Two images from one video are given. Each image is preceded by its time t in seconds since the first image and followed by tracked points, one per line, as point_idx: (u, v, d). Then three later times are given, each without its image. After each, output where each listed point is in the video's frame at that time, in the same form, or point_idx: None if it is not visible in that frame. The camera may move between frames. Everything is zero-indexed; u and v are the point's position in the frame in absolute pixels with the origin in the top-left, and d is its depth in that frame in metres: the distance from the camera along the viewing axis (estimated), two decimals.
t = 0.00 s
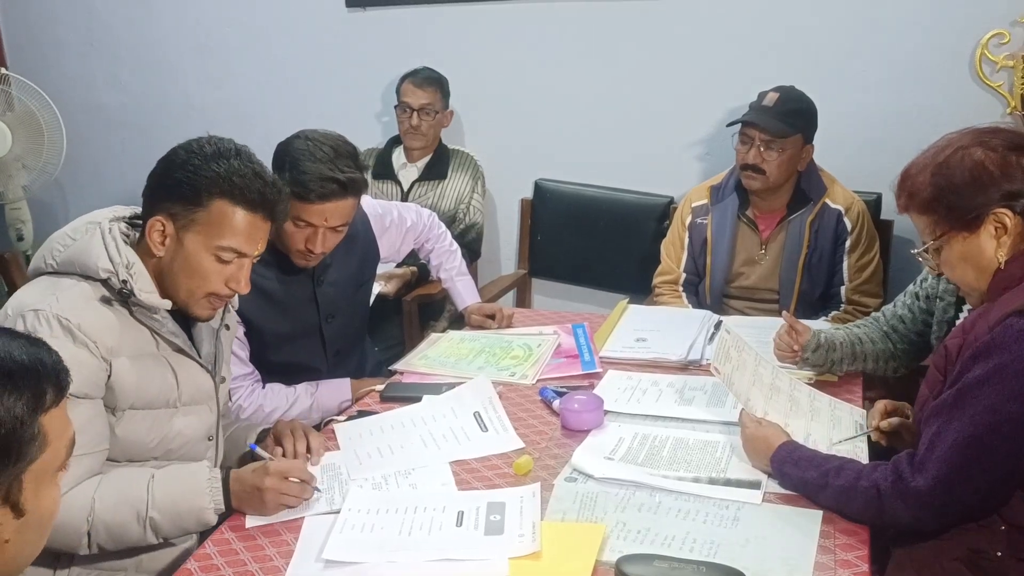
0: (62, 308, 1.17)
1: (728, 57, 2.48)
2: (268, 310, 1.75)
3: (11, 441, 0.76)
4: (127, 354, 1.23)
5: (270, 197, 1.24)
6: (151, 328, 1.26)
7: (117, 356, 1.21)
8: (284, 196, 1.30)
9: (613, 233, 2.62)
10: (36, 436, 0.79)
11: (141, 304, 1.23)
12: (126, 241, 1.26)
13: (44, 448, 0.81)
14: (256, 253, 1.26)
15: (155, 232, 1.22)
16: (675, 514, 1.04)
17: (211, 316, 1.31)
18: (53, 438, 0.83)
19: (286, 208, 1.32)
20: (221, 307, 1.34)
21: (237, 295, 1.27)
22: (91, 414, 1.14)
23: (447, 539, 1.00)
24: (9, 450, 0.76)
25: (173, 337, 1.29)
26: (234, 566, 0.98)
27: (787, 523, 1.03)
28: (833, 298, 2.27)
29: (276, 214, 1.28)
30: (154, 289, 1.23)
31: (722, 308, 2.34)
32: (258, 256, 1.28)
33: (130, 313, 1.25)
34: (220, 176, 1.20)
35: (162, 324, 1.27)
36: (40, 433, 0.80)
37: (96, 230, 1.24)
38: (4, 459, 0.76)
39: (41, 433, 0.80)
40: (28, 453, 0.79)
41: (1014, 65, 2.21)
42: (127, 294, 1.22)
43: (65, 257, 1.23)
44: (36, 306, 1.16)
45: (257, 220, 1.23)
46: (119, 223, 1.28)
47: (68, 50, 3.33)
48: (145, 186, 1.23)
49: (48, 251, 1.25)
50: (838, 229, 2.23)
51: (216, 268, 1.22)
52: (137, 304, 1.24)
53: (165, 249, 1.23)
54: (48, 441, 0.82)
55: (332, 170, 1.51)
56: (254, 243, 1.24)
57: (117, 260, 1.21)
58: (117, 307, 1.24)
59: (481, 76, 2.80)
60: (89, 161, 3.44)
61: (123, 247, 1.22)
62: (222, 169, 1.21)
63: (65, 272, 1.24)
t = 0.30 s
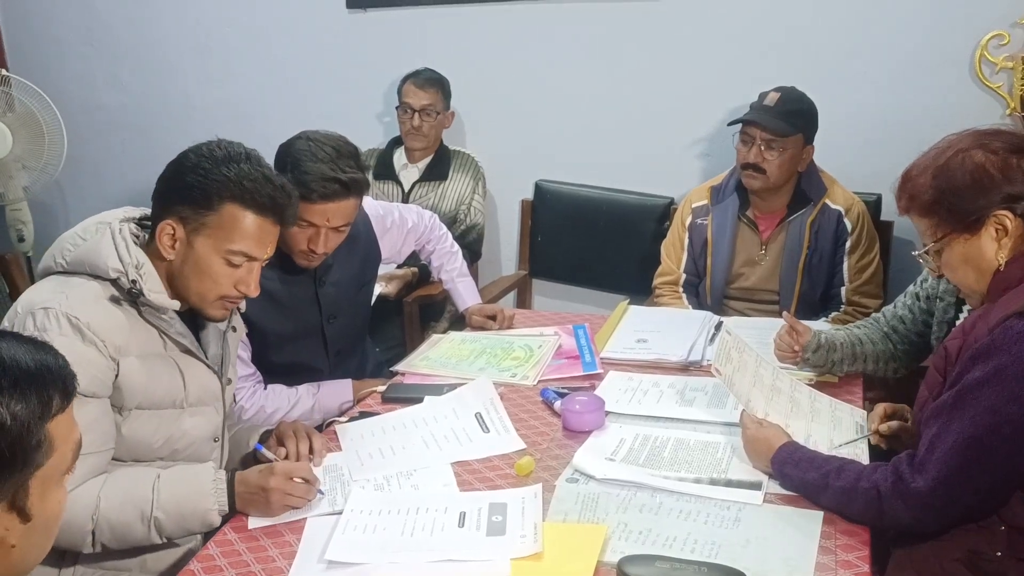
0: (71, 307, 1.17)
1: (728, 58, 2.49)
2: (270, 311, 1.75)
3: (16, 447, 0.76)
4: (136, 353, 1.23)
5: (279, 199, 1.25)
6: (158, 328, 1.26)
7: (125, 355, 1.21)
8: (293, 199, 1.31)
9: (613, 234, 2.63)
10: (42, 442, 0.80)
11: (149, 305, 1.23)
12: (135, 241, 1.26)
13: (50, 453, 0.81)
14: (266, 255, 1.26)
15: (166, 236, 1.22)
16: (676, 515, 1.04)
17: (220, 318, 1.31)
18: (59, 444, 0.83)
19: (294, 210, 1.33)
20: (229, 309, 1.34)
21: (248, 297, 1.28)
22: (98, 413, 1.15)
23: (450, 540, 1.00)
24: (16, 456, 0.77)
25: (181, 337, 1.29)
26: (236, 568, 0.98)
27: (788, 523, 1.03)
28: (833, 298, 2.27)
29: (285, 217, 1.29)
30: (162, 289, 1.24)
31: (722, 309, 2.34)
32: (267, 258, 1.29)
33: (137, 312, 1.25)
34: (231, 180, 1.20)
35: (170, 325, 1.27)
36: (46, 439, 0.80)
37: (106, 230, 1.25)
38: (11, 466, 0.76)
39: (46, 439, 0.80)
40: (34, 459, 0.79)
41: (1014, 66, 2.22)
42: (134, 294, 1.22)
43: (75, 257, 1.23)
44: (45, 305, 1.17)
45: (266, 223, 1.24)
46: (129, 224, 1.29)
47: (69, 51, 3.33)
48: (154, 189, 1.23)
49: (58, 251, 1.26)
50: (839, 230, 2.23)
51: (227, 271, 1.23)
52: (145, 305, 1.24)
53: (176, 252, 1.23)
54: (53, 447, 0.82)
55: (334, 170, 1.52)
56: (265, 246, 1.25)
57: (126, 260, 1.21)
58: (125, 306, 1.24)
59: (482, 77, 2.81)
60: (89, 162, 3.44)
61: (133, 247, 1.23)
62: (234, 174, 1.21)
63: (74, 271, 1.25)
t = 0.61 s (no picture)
0: (69, 307, 1.18)
1: (728, 57, 2.49)
2: (270, 310, 1.75)
3: (19, 451, 0.76)
4: (134, 353, 1.23)
5: (279, 196, 1.25)
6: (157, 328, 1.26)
7: (123, 355, 1.21)
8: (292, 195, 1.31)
9: (613, 233, 2.63)
10: (44, 446, 0.80)
11: (147, 304, 1.23)
12: (133, 241, 1.26)
13: (52, 456, 0.81)
14: (268, 252, 1.27)
15: (168, 237, 1.21)
16: (676, 515, 1.05)
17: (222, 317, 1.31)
18: (62, 447, 0.83)
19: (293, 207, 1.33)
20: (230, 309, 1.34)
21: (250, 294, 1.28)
22: (97, 413, 1.15)
23: (450, 539, 1.00)
24: (19, 460, 0.77)
25: (179, 337, 1.29)
26: (236, 567, 0.98)
27: (788, 523, 1.03)
28: (833, 298, 2.27)
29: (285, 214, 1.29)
30: (160, 289, 1.24)
31: (722, 308, 2.34)
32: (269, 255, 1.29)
33: (136, 311, 1.25)
34: (232, 179, 1.20)
35: (168, 324, 1.27)
36: (48, 442, 0.80)
37: (103, 230, 1.24)
38: (13, 469, 0.76)
39: (48, 442, 0.80)
40: (37, 462, 0.79)
41: (1013, 66, 2.22)
42: (133, 294, 1.22)
43: (73, 257, 1.23)
44: (43, 305, 1.17)
45: (267, 220, 1.24)
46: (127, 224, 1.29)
47: (69, 51, 3.33)
48: (152, 189, 1.23)
49: (56, 251, 1.26)
50: (838, 229, 2.23)
51: (230, 269, 1.23)
52: (143, 304, 1.24)
53: (177, 253, 1.23)
54: (56, 450, 0.82)
55: (333, 170, 1.52)
56: (267, 242, 1.25)
57: (124, 260, 1.21)
58: (123, 306, 1.24)
59: (482, 76, 2.81)
60: (88, 161, 3.44)
61: (130, 247, 1.23)
62: (235, 173, 1.21)
63: (72, 271, 1.25)
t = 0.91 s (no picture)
0: (66, 305, 1.17)
1: (727, 56, 2.48)
2: (269, 310, 1.75)
3: (18, 449, 0.76)
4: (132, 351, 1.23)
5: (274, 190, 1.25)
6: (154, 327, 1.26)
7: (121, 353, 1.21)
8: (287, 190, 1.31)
9: (613, 233, 2.63)
10: (43, 444, 0.79)
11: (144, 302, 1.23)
12: (129, 240, 1.26)
13: (51, 455, 0.81)
14: (264, 246, 1.27)
15: (164, 233, 1.21)
16: (676, 514, 1.04)
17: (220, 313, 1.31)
18: (61, 445, 0.83)
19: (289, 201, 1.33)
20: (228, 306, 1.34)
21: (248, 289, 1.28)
22: (96, 411, 1.15)
23: (449, 539, 1.00)
24: (18, 458, 0.77)
25: (177, 335, 1.29)
26: (236, 567, 0.98)
27: (788, 521, 1.03)
28: (833, 297, 2.27)
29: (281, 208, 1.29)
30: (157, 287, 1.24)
31: (722, 308, 2.34)
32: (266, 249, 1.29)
33: (133, 310, 1.25)
34: (227, 173, 1.20)
35: (165, 322, 1.28)
36: (47, 441, 0.80)
37: (99, 229, 1.24)
38: (12, 467, 0.76)
39: (47, 441, 0.80)
40: (36, 461, 0.79)
41: (1013, 64, 2.22)
42: (130, 292, 1.22)
43: (69, 256, 1.23)
44: (40, 303, 1.17)
45: (262, 214, 1.24)
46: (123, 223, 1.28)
47: (68, 50, 3.32)
48: (147, 187, 1.23)
49: (53, 250, 1.25)
50: (838, 228, 2.23)
51: (226, 264, 1.23)
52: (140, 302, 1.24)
53: (173, 249, 1.23)
54: (55, 448, 0.82)
55: (332, 169, 1.52)
56: (263, 236, 1.25)
57: (121, 258, 1.21)
58: (121, 305, 1.24)
59: (481, 76, 2.81)
60: (88, 161, 3.44)
61: (127, 245, 1.23)
62: (229, 168, 1.21)
63: (69, 271, 1.24)
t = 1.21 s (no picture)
0: (64, 305, 1.17)
1: (727, 56, 2.49)
2: (269, 310, 1.75)
3: (17, 455, 0.76)
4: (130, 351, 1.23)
5: (271, 190, 1.25)
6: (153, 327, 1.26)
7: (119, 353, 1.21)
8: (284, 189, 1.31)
9: (613, 233, 2.63)
10: (43, 451, 0.80)
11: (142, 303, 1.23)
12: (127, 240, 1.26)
13: (51, 460, 0.81)
14: (261, 245, 1.27)
15: (160, 232, 1.21)
16: (675, 514, 1.04)
17: (219, 313, 1.31)
18: (60, 450, 0.83)
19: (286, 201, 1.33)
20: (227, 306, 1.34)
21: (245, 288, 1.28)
22: (95, 412, 1.15)
23: (449, 539, 1.00)
24: (18, 465, 0.77)
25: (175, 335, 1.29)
26: (235, 568, 0.98)
27: (787, 522, 1.03)
28: (832, 298, 2.27)
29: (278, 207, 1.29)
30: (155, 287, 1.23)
31: (722, 308, 2.34)
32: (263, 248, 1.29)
33: (132, 310, 1.25)
34: (222, 172, 1.20)
35: (163, 323, 1.28)
36: (46, 447, 0.80)
37: (98, 229, 1.24)
38: (12, 474, 0.76)
39: (47, 446, 0.80)
40: (35, 466, 0.79)
41: (1012, 65, 2.22)
42: (128, 292, 1.22)
43: (67, 257, 1.23)
44: (38, 304, 1.17)
45: (259, 213, 1.24)
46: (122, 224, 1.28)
47: (68, 51, 3.32)
48: (144, 186, 1.23)
49: (51, 251, 1.25)
50: (837, 229, 2.23)
51: (223, 263, 1.23)
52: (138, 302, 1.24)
53: (170, 248, 1.23)
54: (54, 453, 0.82)
55: (332, 170, 1.52)
56: (259, 235, 1.25)
57: (119, 259, 1.21)
58: (119, 305, 1.24)
59: (481, 76, 2.81)
60: (88, 161, 3.44)
61: (125, 246, 1.23)
62: (226, 167, 1.21)
63: (67, 272, 1.24)
